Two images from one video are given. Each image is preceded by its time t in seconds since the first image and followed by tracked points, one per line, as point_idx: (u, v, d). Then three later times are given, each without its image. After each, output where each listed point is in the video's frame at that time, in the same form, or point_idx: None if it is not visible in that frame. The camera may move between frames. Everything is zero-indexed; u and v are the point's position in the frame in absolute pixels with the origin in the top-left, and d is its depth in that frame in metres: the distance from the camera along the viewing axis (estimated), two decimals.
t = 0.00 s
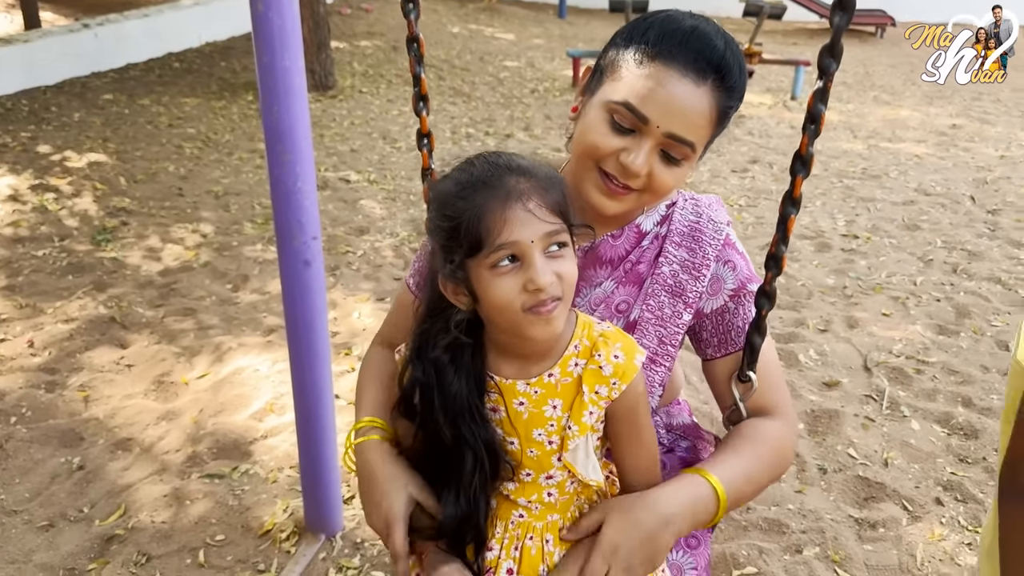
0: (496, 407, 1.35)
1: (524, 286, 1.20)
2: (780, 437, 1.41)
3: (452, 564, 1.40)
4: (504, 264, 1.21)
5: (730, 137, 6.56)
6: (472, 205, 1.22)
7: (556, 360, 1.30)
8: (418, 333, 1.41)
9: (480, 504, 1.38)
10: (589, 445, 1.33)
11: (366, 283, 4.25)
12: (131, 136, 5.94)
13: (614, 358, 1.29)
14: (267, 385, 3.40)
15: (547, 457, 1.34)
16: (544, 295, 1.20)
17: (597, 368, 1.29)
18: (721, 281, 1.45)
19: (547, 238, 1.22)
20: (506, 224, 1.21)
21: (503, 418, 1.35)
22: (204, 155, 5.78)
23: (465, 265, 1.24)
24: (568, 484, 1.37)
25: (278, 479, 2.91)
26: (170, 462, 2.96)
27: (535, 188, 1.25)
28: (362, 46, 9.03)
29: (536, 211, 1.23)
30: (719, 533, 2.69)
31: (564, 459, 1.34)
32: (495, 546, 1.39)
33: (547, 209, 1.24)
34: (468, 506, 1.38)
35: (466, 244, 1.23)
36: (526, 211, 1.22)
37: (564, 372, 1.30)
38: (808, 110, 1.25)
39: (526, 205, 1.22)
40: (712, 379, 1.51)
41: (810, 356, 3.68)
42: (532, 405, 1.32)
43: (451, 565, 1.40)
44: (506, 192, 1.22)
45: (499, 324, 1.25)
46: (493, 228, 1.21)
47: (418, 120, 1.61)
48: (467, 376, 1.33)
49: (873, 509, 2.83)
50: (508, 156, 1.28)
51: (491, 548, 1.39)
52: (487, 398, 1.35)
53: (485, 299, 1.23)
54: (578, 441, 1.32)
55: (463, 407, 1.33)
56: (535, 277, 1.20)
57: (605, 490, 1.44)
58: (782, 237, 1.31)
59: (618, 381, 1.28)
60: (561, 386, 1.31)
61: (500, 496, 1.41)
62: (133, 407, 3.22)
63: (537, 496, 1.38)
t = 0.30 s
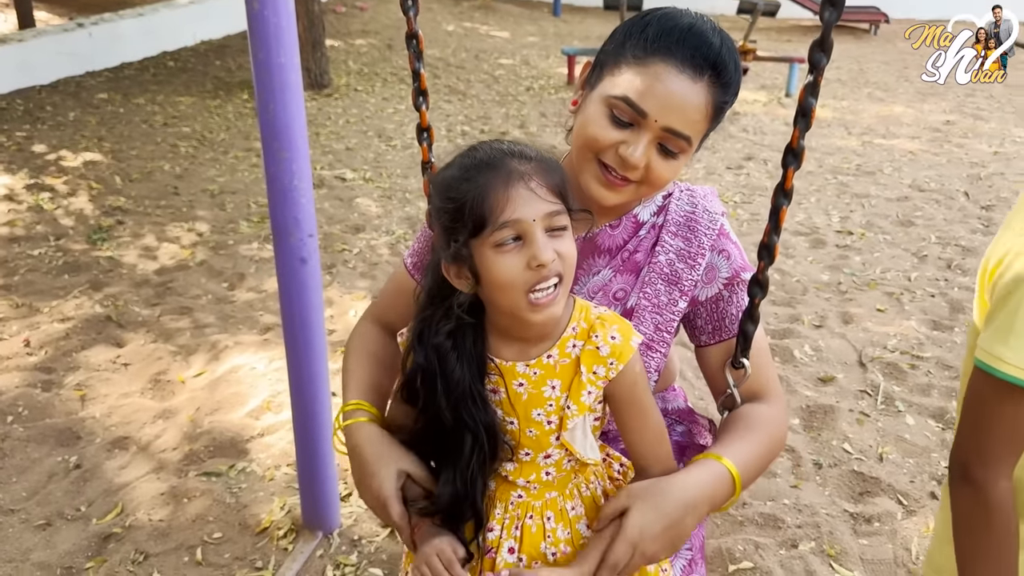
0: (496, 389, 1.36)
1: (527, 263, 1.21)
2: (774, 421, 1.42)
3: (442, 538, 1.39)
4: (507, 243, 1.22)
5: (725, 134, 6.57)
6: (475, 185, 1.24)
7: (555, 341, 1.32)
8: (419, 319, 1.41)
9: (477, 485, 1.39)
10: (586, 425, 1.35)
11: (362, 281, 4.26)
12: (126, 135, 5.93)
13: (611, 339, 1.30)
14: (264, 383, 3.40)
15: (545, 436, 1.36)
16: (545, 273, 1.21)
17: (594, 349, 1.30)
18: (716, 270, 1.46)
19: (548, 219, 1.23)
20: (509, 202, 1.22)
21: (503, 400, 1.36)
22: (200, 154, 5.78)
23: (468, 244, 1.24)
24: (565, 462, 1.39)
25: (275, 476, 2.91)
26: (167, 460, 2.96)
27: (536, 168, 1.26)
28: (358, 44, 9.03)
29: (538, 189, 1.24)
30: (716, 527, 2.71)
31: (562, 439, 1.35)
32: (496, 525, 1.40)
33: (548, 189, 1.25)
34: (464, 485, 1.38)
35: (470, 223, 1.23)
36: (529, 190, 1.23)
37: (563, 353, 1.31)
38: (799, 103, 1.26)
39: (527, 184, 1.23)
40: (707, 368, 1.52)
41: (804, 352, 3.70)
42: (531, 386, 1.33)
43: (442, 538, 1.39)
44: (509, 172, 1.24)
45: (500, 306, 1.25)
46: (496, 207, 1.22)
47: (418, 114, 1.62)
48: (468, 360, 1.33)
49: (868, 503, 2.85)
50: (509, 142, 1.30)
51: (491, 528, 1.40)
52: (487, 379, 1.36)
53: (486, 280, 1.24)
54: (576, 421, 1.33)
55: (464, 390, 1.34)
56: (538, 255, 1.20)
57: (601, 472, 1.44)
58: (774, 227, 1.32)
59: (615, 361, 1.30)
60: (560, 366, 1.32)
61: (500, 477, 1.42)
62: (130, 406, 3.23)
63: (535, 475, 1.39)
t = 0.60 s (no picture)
0: (494, 382, 1.36)
1: (524, 254, 1.21)
2: (772, 414, 1.43)
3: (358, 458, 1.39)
4: (504, 235, 1.22)
5: (721, 133, 6.58)
6: (471, 177, 1.24)
7: (552, 335, 1.33)
8: (413, 317, 1.39)
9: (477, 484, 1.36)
10: (584, 417, 1.36)
11: (359, 280, 4.26)
12: (122, 135, 5.92)
13: (608, 330, 1.32)
14: (260, 383, 3.40)
15: (543, 429, 1.36)
16: (540, 262, 1.21)
17: (592, 341, 1.32)
18: (714, 267, 1.47)
19: (541, 208, 1.23)
20: (504, 193, 1.23)
21: (501, 393, 1.36)
22: (195, 154, 5.77)
23: (464, 237, 1.24)
24: (564, 455, 1.39)
25: (272, 475, 2.91)
26: (164, 459, 2.96)
27: (530, 159, 1.27)
28: (353, 44, 9.03)
29: (533, 179, 1.25)
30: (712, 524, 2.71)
31: (559, 432, 1.36)
32: (495, 520, 1.40)
33: (543, 179, 1.26)
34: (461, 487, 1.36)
35: (466, 215, 1.24)
36: (523, 181, 1.24)
37: (560, 346, 1.33)
38: (794, 98, 1.27)
39: (522, 174, 1.24)
40: (704, 365, 1.53)
41: (800, 349, 3.71)
42: (529, 379, 1.34)
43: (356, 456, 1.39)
44: (504, 163, 1.25)
45: (495, 297, 1.25)
46: (492, 198, 1.22)
47: (415, 111, 1.62)
48: (467, 356, 1.32)
49: (863, 500, 2.86)
50: (501, 136, 1.31)
51: (491, 523, 1.40)
52: (484, 374, 1.36)
53: (483, 271, 1.24)
54: (575, 413, 1.34)
55: (464, 388, 1.32)
56: (535, 244, 1.21)
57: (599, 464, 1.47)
58: (770, 222, 1.32)
59: (612, 353, 1.32)
60: (557, 359, 1.33)
61: (497, 474, 1.41)
62: (127, 406, 3.22)
63: (533, 468, 1.39)
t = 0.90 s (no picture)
0: (488, 391, 1.37)
1: (516, 261, 1.21)
2: (775, 417, 1.43)
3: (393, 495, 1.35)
4: (496, 242, 1.22)
5: (720, 135, 6.59)
6: (462, 184, 1.25)
7: (545, 341, 1.34)
8: (407, 327, 1.41)
9: (473, 493, 1.36)
10: (580, 424, 1.37)
11: (359, 282, 4.27)
12: (123, 138, 5.93)
13: (603, 335, 1.34)
14: (262, 385, 3.41)
15: (539, 436, 1.37)
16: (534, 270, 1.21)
17: (586, 345, 1.33)
18: (717, 275, 1.48)
19: (534, 215, 1.24)
20: (496, 200, 1.23)
21: (496, 401, 1.37)
22: (196, 157, 5.78)
23: (457, 244, 1.25)
24: (561, 462, 1.40)
25: (273, 477, 2.92)
26: (165, 461, 2.97)
27: (521, 166, 1.28)
28: (353, 47, 9.04)
29: (524, 186, 1.26)
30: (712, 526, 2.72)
31: (556, 438, 1.36)
32: (493, 531, 1.38)
33: (534, 185, 1.27)
34: (456, 496, 1.35)
35: (458, 221, 1.24)
36: (515, 187, 1.25)
37: (554, 352, 1.34)
38: (795, 102, 1.28)
39: (514, 181, 1.25)
40: (706, 371, 1.55)
41: (800, 351, 3.71)
42: (524, 386, 1.35)
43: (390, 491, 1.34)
44: (494, 169, 1.26)
45: (488, 304, 1.25)
46: (483, 205, 1.23)
47: (414, 115, 1.63)
48: (458, 364, 1.34)
49: (864, 501, 2.86)
50: (495, 141, 1.32)
51: (489, 533, 1.38)
52: (478, 382, 1.37)
53: (475, 278, 1.24)
54: (571, 420, 1.35)
55: (454, 395, 1.33)
56: (526, 251, 1.20)
57: (599, 472, 1.48)
58: (771, 226, 1.33)
59: (607, 357, 1.33)
60: (551, 365, 1.34)
61: (494, 482, 1.42)
62: (128, 408, 3.23)
63: (531, 476, 1.39)
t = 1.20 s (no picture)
0: (486, 407, 1.37)
1: (510, 281, 1.21)
2: (777, 430, 1.42)
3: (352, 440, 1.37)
4: (488, 262, 1.23)
5: (720, 143, 6.62)
6: (450, 204, 1.25)
7: (544, 358, 1.33)
8: (405, 343, 1.40)
9: (467, 512, 1.38)
10: (579, 442, 1.37)
11: (359, 290, 4.28)
12: (124, 147, 5.95)
13: (603, 352, 1.33)
14: (261, 393, 3.41)
15: (538, 454, 1.38)
16: (528, 286, 1.22)
17: (586, 363, 1.32)
18: (718, 288, 1.49)
19: (526, 231, 1.24)
20: (486, 219, 1.23)
21: (493, 418, 1.37)
22: (197, 165, 5.80)
23: (448, 263, 1.25)
24: (558, 481, 1.42)
25: (272, 485, 2.92)
26: (165, 469, 2.97)
27: (511, 182, 1.28)
28: (354, 56, 9.08)
29: (515, 204, 1.26)
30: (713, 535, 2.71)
31: (554, 456, 1.38)
32: (490, 550, 1.42)
33: (525, 202, 1.27)
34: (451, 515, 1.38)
35: (447, 243, 1.24)
36: (505, 205, 1.25)
37: (553, 369, 1.33)
38: (795, 114, 1.29)
39: (503, 200, 1.25)
40: (706, 385, 1.55)
41: (800, 358, 3.72)
42: (522, 403, 1.35)
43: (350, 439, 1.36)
44: (483, 189, 1.25)
45: (484, 320, 1.26)
46: (473, 225, 1.23)
47: (412, 126, 1.64)
48: (455, 380, 1.34)
49: (863, 508, 2.86)
50: (484, 156, 1.31)
51: (486, 552, 1.42)
52: (477, 398, 1.37)
53: (470, 297, 1.25)
54: (569, 437, 1.36)
55: (451, 413, 1.34)
56: (520, 271, 1.21)
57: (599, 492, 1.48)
58: (771, 240, 1.34)
59: (607, 375, 1.32)
60: (550, 382, 1.34)
61: (492, 500, 1.44)
62: (128, 416, 3.23)
63: (529, 495, 1.41)
